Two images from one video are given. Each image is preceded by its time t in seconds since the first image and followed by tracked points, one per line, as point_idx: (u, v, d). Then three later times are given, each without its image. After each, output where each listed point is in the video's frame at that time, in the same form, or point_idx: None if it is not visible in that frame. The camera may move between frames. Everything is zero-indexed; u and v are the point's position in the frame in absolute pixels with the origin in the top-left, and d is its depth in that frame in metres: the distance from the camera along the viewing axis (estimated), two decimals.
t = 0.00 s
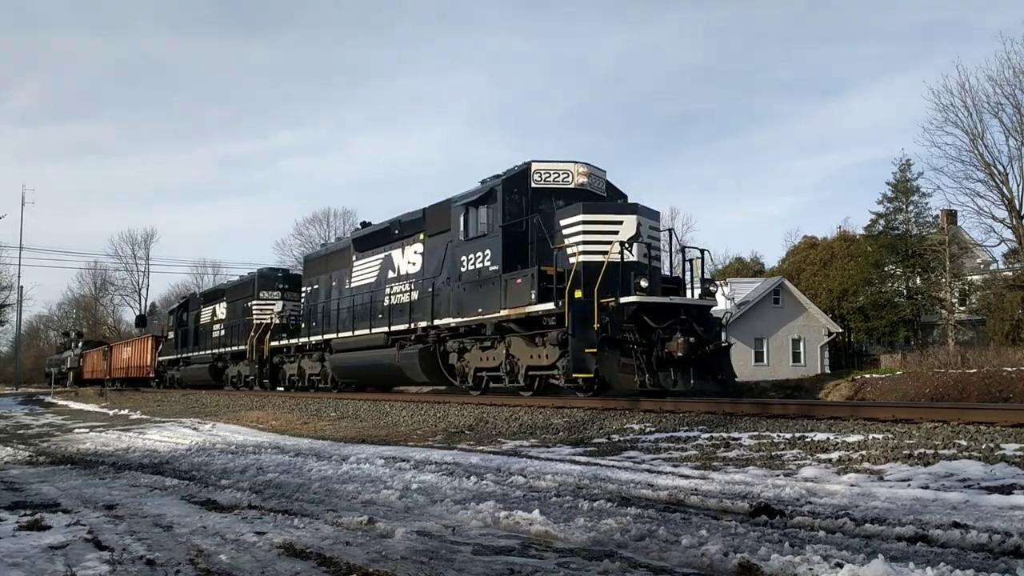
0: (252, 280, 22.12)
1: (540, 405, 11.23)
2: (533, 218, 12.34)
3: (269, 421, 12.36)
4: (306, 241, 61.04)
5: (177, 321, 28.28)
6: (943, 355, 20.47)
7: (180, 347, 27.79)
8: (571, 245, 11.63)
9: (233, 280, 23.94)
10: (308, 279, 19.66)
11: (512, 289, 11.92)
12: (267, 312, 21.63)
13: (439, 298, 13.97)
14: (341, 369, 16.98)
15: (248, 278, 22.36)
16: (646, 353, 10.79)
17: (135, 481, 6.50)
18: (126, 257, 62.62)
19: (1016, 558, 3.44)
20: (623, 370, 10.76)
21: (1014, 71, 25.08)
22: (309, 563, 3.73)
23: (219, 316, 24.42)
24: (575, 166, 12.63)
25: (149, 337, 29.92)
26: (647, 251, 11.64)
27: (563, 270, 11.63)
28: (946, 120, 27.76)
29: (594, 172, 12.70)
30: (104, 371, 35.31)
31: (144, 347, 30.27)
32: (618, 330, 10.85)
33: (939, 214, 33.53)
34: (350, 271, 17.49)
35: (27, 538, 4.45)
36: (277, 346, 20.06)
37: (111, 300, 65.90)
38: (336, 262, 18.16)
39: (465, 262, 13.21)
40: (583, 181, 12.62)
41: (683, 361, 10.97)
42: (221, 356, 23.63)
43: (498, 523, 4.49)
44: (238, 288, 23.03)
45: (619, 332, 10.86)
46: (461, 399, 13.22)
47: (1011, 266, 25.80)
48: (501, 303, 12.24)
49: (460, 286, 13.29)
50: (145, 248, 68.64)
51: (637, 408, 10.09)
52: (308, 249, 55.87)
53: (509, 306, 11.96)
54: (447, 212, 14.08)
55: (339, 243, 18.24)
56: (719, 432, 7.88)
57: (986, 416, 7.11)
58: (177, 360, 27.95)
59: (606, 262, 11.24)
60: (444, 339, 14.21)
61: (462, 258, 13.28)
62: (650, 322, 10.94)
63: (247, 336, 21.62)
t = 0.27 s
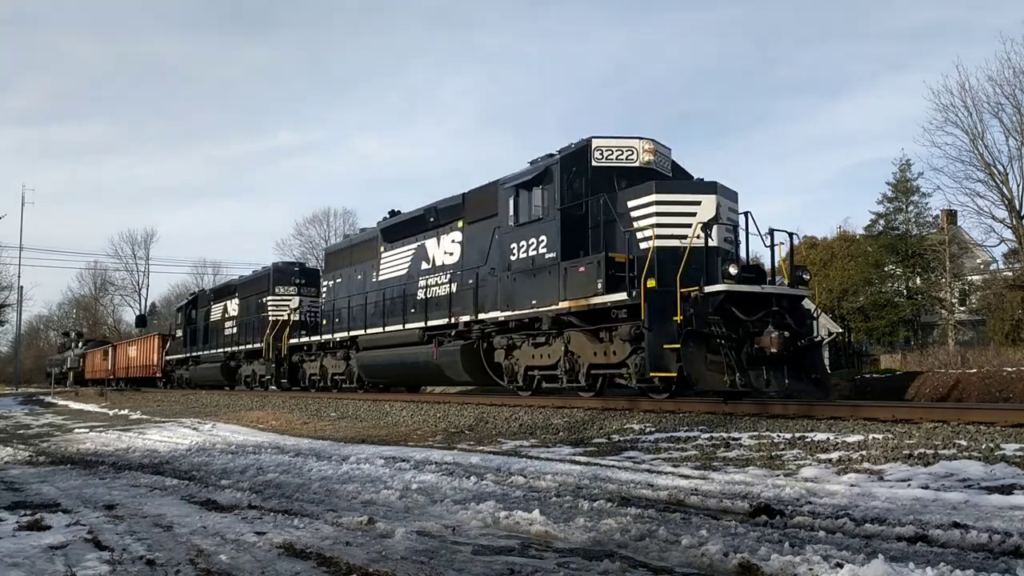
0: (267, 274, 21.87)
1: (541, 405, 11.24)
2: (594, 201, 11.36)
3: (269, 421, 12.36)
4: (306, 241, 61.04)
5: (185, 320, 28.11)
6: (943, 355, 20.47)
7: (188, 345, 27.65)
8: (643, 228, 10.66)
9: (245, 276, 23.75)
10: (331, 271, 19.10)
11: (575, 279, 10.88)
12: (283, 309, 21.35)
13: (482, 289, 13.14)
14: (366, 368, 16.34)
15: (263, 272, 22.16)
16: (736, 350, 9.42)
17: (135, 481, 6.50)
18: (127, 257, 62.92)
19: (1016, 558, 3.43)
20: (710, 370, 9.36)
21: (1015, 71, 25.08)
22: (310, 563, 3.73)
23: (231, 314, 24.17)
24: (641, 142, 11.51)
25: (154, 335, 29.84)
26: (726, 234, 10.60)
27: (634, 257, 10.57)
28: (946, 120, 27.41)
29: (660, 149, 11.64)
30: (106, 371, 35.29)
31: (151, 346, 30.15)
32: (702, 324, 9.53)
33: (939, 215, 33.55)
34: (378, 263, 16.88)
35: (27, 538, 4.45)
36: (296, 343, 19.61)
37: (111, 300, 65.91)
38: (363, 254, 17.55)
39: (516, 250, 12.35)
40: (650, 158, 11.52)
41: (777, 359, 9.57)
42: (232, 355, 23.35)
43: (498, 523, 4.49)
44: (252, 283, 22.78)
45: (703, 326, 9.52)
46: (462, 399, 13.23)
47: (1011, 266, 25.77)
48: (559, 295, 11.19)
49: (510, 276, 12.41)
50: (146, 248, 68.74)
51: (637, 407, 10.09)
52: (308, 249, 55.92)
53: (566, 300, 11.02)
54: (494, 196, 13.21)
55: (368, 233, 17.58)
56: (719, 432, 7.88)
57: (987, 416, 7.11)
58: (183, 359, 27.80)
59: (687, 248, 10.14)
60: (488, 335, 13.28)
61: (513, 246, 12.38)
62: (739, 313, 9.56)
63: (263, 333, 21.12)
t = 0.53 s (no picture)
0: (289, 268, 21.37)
1: (540, 405, 11.24)
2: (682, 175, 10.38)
3: (269, 421, 12.36)
4: (307, 241, 61.05)
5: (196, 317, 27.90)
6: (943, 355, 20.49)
7: (200, 343, 27.44)
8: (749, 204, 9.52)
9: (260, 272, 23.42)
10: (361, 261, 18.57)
11: (665, 262, 9.83)
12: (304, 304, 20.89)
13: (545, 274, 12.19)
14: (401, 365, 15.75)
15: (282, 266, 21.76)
16: (872, 345, 8.20)
17: (135, 481, 6.50)
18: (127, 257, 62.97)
19: (1016, 558, 3.43)
20: (843, 367, 8.16)
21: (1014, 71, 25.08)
22: (310, 563, 3.73)
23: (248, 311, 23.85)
24: (734, 110, 10.57)
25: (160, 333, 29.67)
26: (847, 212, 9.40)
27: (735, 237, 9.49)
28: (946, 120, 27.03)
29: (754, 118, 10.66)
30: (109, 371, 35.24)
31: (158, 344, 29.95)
32: (829, 313, 8.35)
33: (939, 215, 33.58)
34: (416, 252, 16.27)
35: (26, 538, 4.45)
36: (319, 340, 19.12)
37: (111, 300, 65.91)
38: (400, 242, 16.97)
39: (586, 233, 11.37)
40: (745, 127, 10.55)
41: (915, 354, 8.33)
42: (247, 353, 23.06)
43: (498, 523, 4.49)
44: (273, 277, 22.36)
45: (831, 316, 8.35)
46: (461, 399, 13.23)
47: (1011, 266, 25.75)
48: (645, 282, 10.14)
49: (581, 262, 11.40)
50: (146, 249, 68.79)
51: (637, 408, 10.09)
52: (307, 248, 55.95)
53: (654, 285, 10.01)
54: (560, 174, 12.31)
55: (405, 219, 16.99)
56: (719, 432, 7.88)
57: (987, 416, 7.11)
58: (194, 357, 27.61)
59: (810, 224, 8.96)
60: (550, 330, 12.38)
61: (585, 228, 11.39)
62: (872, 301, 8.37)
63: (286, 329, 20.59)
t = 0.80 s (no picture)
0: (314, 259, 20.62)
1: (540, 405, 11.24)
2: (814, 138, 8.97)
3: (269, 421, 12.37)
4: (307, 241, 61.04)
5: (208, 315, 27.41)
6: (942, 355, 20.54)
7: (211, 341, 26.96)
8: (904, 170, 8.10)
9: (280, 267, 22.79)
10: (396, 251, 17.46)
11: (804, 240, 8.35)
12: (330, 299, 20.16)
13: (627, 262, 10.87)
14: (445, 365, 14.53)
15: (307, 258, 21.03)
16: None
17: (135, 481, 6.50)
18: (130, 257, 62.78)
19: (1016, 558, 3.43)
20: None
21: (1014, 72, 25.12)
22: (310, 563, 3.72)
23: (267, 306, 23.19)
24: (873, 61, 9.10)
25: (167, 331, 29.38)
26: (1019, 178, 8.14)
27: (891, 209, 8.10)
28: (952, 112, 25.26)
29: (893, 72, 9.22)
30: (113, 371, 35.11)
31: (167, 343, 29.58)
32: None
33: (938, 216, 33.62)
34: (463, 237, 15.11)
35: (26, 538, 4.45)
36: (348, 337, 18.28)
37: (112, 300, 65.90)
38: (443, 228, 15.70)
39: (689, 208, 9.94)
40: (885, 82, 9.09)
41: None
42: (265, 350, 22.47)
43: (498, 523, 4.49)
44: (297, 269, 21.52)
45: None
46: (462, 399, 13.23)
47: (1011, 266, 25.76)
48: (774, 264, 8.67)
49: (684, 241, 9.93)
50: (145, 249, 68.75)
51: (637, 408, 10.09)
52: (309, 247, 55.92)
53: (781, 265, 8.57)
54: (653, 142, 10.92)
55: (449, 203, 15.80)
56: (719, 432, 7.88)
57: (987, 416, 7.10)
58: (205, 356, 27.15)
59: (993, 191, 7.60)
60: (638, 322, 10.97)
61: (687, 202, 9.99)
62: None
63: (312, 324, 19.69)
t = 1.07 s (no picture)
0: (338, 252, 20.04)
1: (540, 405, 11.24)
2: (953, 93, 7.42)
3: (269, 421, 12.37)
4: (307, 241, 61.05)
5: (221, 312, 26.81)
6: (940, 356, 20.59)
7: (224, 339, 26.37)
8: None
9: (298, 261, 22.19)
10: (429, 242, 16.85)
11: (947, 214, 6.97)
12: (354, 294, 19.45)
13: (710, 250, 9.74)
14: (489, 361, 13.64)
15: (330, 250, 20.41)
16: None
17: (136, 481, 6.51)
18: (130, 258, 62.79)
19: (1016, 558, 3.43)
20: None
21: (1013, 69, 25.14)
22: (310, 563, 3.72)
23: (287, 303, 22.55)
24: None
25: (176, 329, 28.90)
26: None
27: None
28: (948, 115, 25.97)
29: None
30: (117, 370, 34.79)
31: (177, 341, 29.09)
32: None
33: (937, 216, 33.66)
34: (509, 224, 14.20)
35: (27, 538, 4.45)
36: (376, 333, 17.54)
37: (112, 300, 65.89)
38: (484, 214, 14.83)
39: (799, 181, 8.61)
40: None
41: None
42: (284, 349, 21.83)
43: (498, 523, 4.49)
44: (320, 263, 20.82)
45: None
46: (461, 399, 13.23)
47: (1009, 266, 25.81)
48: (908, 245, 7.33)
49: (785, 223, 8.69)
50: (145, 249, 68.85)
51: (637, 407, 10.09)
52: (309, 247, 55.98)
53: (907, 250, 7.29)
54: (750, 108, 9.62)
55: (492, 187, 14.92)
56: (719, 432, 7.88)
57: (987, 416, 7.11)
58: (218, 355, 26.61)
59: None
60: (729, 313, 9.69)
61: (795, 176, 8.68)
62: None
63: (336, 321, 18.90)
